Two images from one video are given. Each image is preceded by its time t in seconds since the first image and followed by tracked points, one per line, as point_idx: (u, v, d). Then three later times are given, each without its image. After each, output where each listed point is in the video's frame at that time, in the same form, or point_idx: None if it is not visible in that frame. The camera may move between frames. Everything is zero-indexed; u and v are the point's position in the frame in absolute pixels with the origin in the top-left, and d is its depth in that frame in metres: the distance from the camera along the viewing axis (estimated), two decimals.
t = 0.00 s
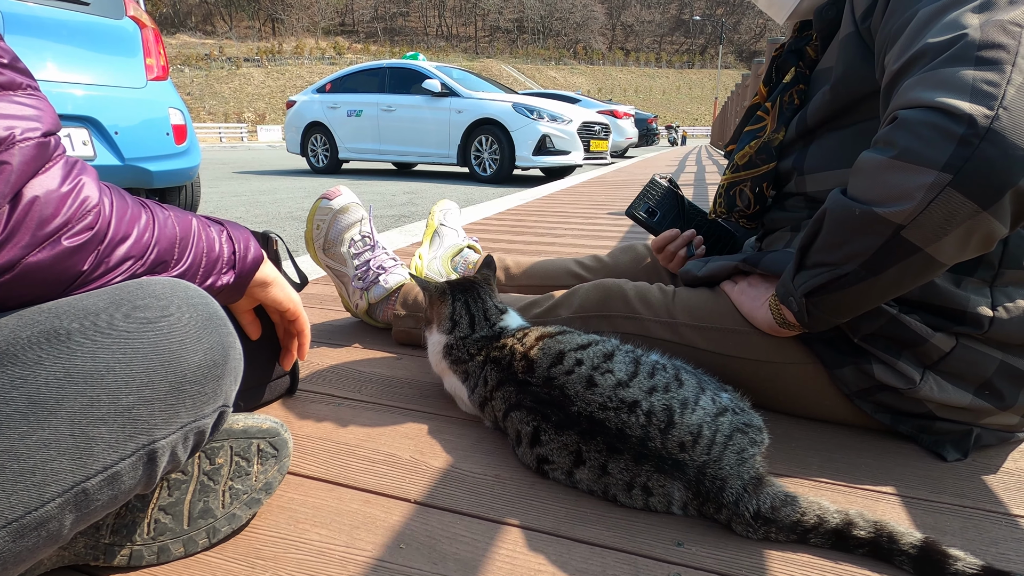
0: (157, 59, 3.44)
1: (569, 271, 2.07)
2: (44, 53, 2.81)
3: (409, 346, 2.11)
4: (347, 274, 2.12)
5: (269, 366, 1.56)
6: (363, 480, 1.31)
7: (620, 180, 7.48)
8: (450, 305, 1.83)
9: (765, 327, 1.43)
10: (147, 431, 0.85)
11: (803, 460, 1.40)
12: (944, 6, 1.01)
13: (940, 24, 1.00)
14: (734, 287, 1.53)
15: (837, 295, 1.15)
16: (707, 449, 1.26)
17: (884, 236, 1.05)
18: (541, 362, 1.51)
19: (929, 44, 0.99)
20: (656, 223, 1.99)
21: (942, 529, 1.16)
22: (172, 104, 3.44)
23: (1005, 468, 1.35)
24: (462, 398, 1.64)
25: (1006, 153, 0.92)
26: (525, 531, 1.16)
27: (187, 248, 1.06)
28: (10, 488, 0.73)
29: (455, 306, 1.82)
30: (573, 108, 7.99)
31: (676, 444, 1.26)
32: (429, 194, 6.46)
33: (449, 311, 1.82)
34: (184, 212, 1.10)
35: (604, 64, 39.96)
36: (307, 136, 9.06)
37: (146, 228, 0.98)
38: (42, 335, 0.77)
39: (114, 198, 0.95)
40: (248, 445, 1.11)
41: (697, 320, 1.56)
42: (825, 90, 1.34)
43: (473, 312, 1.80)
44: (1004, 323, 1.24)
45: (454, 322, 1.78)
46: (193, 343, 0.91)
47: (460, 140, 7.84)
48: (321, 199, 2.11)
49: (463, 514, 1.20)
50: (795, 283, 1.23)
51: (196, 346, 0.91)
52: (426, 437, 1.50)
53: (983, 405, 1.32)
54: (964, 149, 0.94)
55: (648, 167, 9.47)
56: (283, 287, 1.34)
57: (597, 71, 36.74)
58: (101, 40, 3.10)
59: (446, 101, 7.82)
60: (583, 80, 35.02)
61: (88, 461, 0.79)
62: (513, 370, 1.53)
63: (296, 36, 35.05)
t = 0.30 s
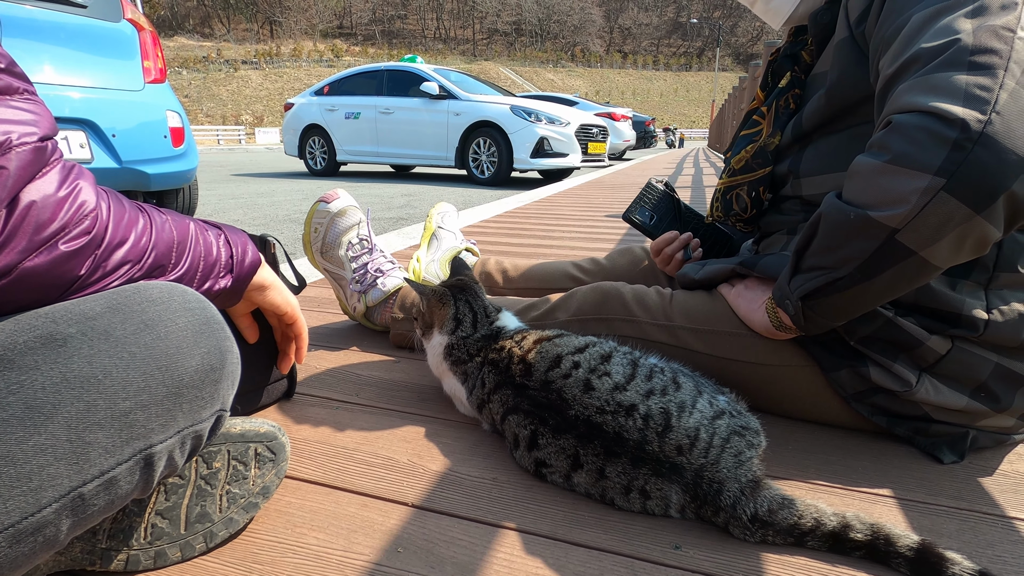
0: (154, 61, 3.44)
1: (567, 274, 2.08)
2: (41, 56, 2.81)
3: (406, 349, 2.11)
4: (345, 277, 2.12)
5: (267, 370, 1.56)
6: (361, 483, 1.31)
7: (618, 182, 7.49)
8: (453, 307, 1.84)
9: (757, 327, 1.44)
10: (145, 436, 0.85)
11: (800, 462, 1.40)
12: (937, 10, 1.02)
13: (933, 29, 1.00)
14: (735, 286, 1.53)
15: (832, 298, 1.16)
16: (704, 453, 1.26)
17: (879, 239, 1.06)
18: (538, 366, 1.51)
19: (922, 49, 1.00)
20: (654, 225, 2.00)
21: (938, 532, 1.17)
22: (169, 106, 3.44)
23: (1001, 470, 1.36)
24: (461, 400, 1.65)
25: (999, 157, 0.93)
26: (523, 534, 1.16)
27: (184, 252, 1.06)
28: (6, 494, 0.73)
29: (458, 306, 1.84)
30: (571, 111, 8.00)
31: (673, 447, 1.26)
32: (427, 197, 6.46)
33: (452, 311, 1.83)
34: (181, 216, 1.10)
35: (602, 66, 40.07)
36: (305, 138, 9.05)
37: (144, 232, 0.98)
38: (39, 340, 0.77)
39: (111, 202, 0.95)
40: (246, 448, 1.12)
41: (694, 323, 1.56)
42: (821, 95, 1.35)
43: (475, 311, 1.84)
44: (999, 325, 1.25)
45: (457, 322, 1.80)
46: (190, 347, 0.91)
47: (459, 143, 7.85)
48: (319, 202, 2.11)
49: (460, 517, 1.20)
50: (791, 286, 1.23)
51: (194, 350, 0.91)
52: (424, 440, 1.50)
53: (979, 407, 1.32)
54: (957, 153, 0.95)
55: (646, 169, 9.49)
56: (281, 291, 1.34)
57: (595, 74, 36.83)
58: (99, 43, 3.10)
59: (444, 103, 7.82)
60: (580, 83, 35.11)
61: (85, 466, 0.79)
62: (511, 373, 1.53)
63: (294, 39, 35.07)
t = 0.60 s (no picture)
0: (156, 60, 3.44)
1: (567, 273, 2.08)
2: (43, 55, 2.82)
3: (406, 348, 2.11)
4: (346, 276, 2.12)
5: (268, 368, 1.56)
6: (362, 482, 1.31)
7: (619, 182, 7.49)
8: (453, 306, 1.84)
9: (757, 326, 1.44)
10: (147, 433, 0.85)
11: (801, 463, 1.40)
12: (941, 11, 1.02)
13: (936, 30, 1.00)
14: (735, 286, 1.54)
15: (834, 299, 1.16)
16: (706, 452, 1.26)
17: (881, 240, 1.06)
18: (539, 365, 1.51)
19: (925, 50, 1.00)
20: (654, 225, 2.00)
21: (939, 533, 1.17)
22: (171, 105, 3.45)
23: (1003, 471, 1.36)
24: (462, 399, 1.65)
25: (1002, 158, 0.93)
26: (524, 533, 1.16)
27: (186, 250, 1.06)
28: (8, 491, 0.73)
29: (457, 305, 1.85)
30: (572, 111, 8.01)
31: (674, 447, 1.26)
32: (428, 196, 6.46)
33: (452, 310, 1.83)
34: (183, 214, 1.10)
35: (603, 67, 40.06)
36: (307, 137, 9.05)
37: (146, 229, 0.98)
38: (42, 337, 0.78)
39: (113, 199, 0.95)
40: (248, 447, 1.11)
41: (695, 323, 1.56)
42: (822, 96, 1.35)
43: (475, 310, 1.85)
44: (1001, 326, 1.25)
45: (458, 321, 1.81)
46: (192, 345, 0.91)
47: (460, 142, 7.86)
48: (320, 201, 2.11)
49: (461, 516, 1.21)
50: (792, 287, 1.23)
51: (196, 347, 0.91)
52: (424, 439, 1.50)
53: (980, 408, 1.32)
54: (960, 154, 0.95)
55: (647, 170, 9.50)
56: (282, 290, 1.34)
57: (596, 74, 36.83)
58: (100, 41, 3.10)
59: (445, 103, 7.82)
60: (581, 83, 35.13)
61: (87, 463, 0.79)
62: (512, 373, 1.53)
63: (295, 38, 35.12)
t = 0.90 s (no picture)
0: (156, 62, 3.44)
1: (568, 274, 2.07)
2: (43, 57, 2.82)
3: (406, 349, 2.11)
4: (346, 278, 2.12)
5: (268, 370, 1.56)
6: (362, 484, 1.31)
7: (619, 182, 7.49)
8: (453, 307, 1.85)
9: (757, 327, 1.45)
10: (147, 435, 0.85)
11: (802, 463, 1.40)
12: (941, 11, 1.02)
13: (936, 31, 1.00)
14: (737, 285, 1.53)
15: (834, 299, 1.16)
16: (706, 453, 1.26)
17: (882, 240, 1.06)
18: (540, 366, 1.51)
19: (926, 50, 1.00)
20: (654, 226, 2.00)
21: (940, 532, 1.17)
22: (171, 107, 3.45)
23: (1003, 471, 1.36)
24: (462, 401, 1.65)
25: (1003, 158, 0.93)
26: (524, 534, 1.16)
27: (186, 252, 1.06)
28: (9, 493, 0.73)
29: (457, 306, 1.86)
30: (572, 111, 8.01)
31: (675, 448, 1.26)
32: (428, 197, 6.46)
33: (452, 312, 1.83)
34: (183, 217, 1.10)
35: (603, 67, 40.08)
36: (306, 139, 9.05)
37: (145, 232, 0.98)
38: (41, 339, 0.78)
39: (113, 202, 0.95)
40: (248, 449, 1.11)
41: (695, 323, 1.56)
42: (822, 96, 1.35)
43: (475, 311, 1.86)
44: (1001, 325, 1.24)
45: (458, 322, 1.81)
46: (192, 347, 0.91)
47: (460, 143, 7.86)
48: (320, 202, 2.10)
49: (461, 518, 1.20)
50: (793, 287, 1.23)
51: (195, 350, 0.91)
52: (425, 441, 1.50)
53: (981, 408, 1.32)
54: (961, 155, 0.95)
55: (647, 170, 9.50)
56: (282, 291, 1.35)
57: (595, 75, 36.86)
58: (100, 43, 3.10)
59: (445, 104, 7.82)
60: (581, 83, 35.14)
61: (87, 465, 0.79)
62: (512, 374, 1.54)
63: (295, 40, 35.16)
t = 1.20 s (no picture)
0: (159, 74, 3.46)
1: (571, 281, 2.07)
2: (48, 71, 2.85)
3: (410, 358, 2.12)
4: (350, 287, 2.13)
5: (273, 381, 1.57)
6: (368, 494, 1.32)
7: (621, 186, 7.51)
8: (457, 316, 1.88)
9: (762, 332, 1.44)
10: (154, 450, 0.85)
11: (808, 469, 1.40)
12: (939, 17, 1.02)
13: (935, 37, 1.01)
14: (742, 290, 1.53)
15: (838, 304, 1.16)
16: (711, 460, 1.26)
17: (885, 246, 1.06)
18: (544, 374, 1.51)
19: (925, 56, 1.00)
20: (657, 232, 2.00)
21: (948, 538, 1.16)
22: (174, 118, 3.47)
23: (1011, 474, 1.35)
24: (467, 409, 1.65)
25: (1005, 164, 0.94)
26: (530, 544, 1.16)
27: (194, 265, 1.06)
28: (19, 510, 0.74)
29: (462, 315, 1.88)
30: (573, 116, 8.04)
31: (680, 456, 1.26)
32: (430, 204, 6.48)
33: (456, 321, 1.86)
34: (193, 229, 1.10)
35: (603, 71, 40.20)
36: (308, 147, 9.10)
37: (150, 246, 0.98)
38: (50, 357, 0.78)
39: (118, 217, 0.95)
40: (254, 461, 1.12)
41: (698, 329, 1.56)
42: (822, 101, 1.36)
43: (479, 319, 1.88)
44: (1006, 329, 1.24)
45: (463, 330, 1.83)
46: (199, 362, 0.91)
47: (461, 149, 7.89)
48: (323, 212, 2.11)
49: (468, 527, 1.21)
50: (795, 293, 1.23)
51: (202, 365, 0.92)
52: (430, 450, 1.50)
53: (987, 411, 1.32)
54: (963, 160, 0.95)
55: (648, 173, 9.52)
56: (309, 298, 1.35)
57: (596, 79, 36.97)
58: (104, 56, 3.13)
59: (446, 110, 7.86)
60: (581, 87, 35.24)
61: (95, 481, 0.80)
62: (516, 382, 1.54)
63: (296, 48, 35.37)
